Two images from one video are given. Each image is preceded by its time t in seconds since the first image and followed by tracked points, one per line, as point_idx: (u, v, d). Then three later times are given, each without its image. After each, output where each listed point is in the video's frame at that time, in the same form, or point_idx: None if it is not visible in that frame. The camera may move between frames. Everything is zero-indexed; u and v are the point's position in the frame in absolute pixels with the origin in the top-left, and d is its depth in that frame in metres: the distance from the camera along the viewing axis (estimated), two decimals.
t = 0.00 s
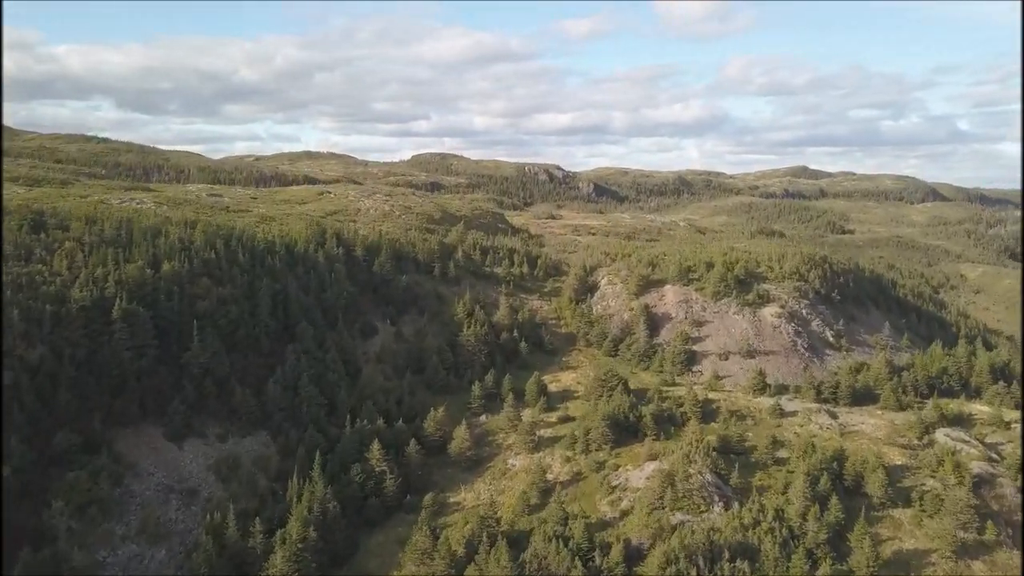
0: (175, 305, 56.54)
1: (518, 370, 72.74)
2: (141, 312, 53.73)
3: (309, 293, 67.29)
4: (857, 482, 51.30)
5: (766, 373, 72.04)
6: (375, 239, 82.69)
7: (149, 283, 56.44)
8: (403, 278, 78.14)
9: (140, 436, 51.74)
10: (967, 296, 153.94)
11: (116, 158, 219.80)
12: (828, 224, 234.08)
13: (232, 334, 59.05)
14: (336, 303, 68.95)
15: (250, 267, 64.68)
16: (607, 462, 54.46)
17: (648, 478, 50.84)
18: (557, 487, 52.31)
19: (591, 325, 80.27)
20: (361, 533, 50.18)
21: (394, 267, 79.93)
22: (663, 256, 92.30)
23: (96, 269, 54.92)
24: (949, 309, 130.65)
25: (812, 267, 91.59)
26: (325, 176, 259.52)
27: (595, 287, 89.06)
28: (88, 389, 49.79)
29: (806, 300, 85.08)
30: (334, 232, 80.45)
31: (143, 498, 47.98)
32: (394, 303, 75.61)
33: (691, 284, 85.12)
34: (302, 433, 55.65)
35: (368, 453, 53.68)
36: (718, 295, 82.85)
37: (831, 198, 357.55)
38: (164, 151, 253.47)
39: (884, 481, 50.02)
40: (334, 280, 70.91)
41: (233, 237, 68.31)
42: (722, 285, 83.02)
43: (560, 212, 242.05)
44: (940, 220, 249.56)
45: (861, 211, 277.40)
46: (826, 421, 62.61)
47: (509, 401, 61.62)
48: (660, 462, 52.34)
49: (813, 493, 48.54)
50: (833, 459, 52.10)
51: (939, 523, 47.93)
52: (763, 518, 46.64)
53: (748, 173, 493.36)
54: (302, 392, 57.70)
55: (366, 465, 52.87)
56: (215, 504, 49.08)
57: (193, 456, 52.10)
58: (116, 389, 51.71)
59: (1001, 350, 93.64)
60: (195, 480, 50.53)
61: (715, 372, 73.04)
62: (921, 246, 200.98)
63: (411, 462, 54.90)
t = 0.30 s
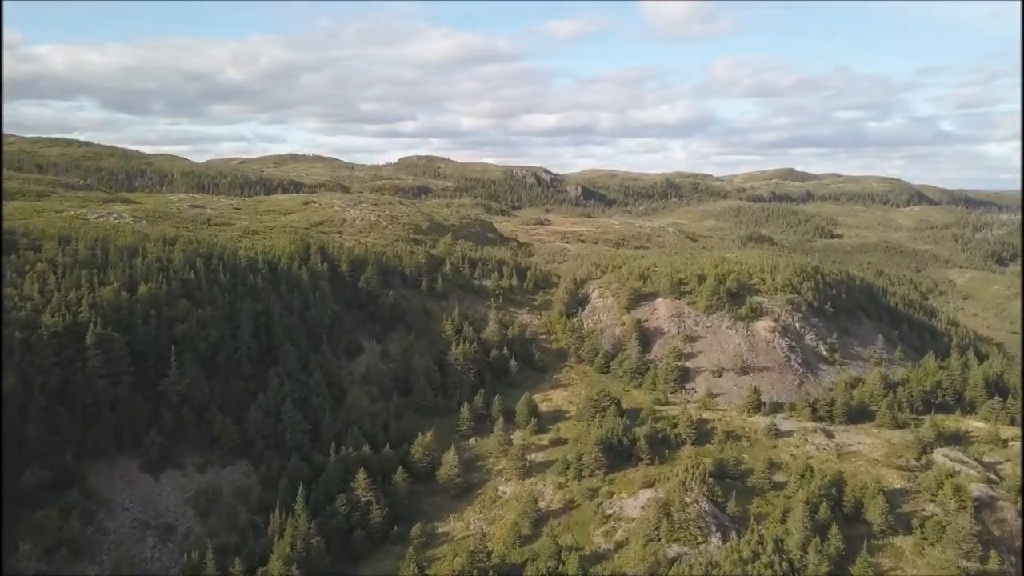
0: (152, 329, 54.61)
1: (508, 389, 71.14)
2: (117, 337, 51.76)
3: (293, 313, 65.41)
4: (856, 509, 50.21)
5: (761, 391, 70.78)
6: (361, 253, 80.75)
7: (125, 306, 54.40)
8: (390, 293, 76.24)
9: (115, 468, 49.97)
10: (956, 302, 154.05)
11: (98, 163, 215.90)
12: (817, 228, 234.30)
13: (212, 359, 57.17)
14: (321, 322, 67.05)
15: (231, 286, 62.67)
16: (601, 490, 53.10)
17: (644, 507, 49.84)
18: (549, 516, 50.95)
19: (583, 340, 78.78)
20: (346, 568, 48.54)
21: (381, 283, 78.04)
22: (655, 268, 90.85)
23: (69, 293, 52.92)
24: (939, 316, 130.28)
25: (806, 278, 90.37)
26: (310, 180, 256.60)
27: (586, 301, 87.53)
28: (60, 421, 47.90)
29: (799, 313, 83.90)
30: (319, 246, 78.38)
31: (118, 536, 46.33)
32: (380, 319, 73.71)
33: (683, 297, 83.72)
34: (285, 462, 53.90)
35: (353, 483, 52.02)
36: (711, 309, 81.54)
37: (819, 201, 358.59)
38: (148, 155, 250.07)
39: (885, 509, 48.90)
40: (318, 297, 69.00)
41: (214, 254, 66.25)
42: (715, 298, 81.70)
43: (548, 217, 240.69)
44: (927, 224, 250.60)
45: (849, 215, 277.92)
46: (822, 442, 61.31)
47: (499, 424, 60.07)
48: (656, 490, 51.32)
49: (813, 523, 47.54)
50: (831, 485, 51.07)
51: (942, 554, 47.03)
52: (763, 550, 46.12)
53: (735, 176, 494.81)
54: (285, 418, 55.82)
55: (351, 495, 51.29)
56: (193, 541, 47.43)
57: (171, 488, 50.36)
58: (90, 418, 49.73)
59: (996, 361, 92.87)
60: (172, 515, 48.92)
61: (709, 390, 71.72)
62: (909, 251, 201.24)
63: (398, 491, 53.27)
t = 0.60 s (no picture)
0: (127, 355, 52.44)
1: (496, 409, 69.47)
2: (90, 365, 49.44)
3: (274, 333, 63.28)
4: (855, 537, 49.22)
5: (754, 409, 69.47)
6: (345, 268, 78.63)
7: (99, 331, 52.10)
8: (375, 310, 74.18)
9: (87, 503, 47.97)
10: (942, 308, 154.46)
11: (77, 167, 211.37)
12: (804, 233, 234.80)
13: (190, 385, 55.06)
14: (304, 342, 64.99)
15: (210, 307, 60.43)
16: (595, 519, 51.63)
17: (639, 537, 48.47)
18: (540, 548, 49.47)
19: (573, 357, 77.29)
20: None
21: (366, 298, 75.95)
22: (646, 280, 89.42)
23: (39, 318, 50.70)
24: (928, 324, 130.10)
25: (797, 289, 89.16)
26: (295, 184, 253.43)
27: (575, 314, 85.93)
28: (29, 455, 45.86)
29: (792, 326, 82.62)
30: (302, 261, 76.16)
31: None
32: (366, 337, 71.64)
33: (675, 311, 82.37)
34: (266, 493, 51.95)
35: (337, 514, 50.20)
36: (703, 323, 80.22)
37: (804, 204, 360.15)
38: (128, 159, 245.90)
39: (884, 538, 47.90)
40: (301, 316, 66.86)
41: (193, 272, 63.86)
42: (706, 313, 80.39)
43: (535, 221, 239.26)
44: (912, 227, 252.05)
45: (834, 219, 278.94)
46: (817, 463, 60.07)
47: (488, 449, 58.42)
48: (651, 519, 49.95)
49: (812, 555, 46.58)
50: (829, 512, 50.01)
51: None
52: None
53: (721, 179, 496.55)
54: (267, 446, 53.69)
55: (336, 528, 49.49)
56: None
57: (145, 524, 48.55)
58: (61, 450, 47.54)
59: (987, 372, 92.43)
60: (146, 553, 47.24)
61: (701, 409, 70.34)
62: (896, 255, 201.92)
63: (384, 522, 51.50)
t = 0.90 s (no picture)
0: (100, 384, 50.26)
1: (486, 430, 67.80)
2: (60, 396, 47.20)
3: (255, 355, 61.11)
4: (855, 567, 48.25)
5: (748, 428, 68.25)
6: (330, 282, 76.40)
7: (70, 358, 49.79)
8: (361, 327, 72.08)
9: (58, 542, 45.90)
10: (930, 314, 154.58)
11: (55, 170, 206.89)
12: (791, 238, 235.02)
13: (166, 413, 52.96)
14: (286, 364, 62.90)
15: (188, 329, 58.15)
16: (588, 549, 50.33)
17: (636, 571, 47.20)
18: None
19: (563, 374, 75.73)
20: None
21: (351, 314, 73.79)
22: (636, 292, 87.87)
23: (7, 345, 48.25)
24: (917, 332, 129.84)
25: (790, 299, 87.54)
26: (280, 188, 249.98)
27: (565, 329, 84.28)
28: None
29: (786, 339, 80.98)
30: (285, 275, 73.83)
31: None
32: (351, 356, 69.55)
33: (666, 325, 80.91)
34: (247, 525, 50.01)
35: (321, 548, 48.47)
36: (695, 338, 78.79)
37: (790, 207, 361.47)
38: (109, 163, 241.59)
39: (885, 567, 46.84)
40: (284, 336, 64.65)
41: (170, 292, 61.50)
42: (699, 327, 78.95)
43: (523, 226, 237.55)
44: (898, 231, 253.16)
45: (821, 222, 279.73)
46: (814, 485, 58.87)
47: (478, 474, 56.76)
48: (646, 550, 48.68)
49: None
50: (828, 541, 48.96)
51: None
52: None
53: (707, 181, 497.67)
54: (247, 475, 51.66)
55: (319, 563, 47.83)
56: None
57: (119, 562, 46.62)
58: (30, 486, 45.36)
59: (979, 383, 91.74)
60: None
61: (695, 428, 69.01)
62: (883, 260, 202.32)
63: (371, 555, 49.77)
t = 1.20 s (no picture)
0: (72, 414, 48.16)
1: (475, 451, 66.16)
2: (30, 430, 44.99)
3: (236, 378, 58.96)
4: None
5: (742, 448, 67.09)
6: (313, 298, 74.20)
7: (41, 388, 47.61)
8: (346, 345, 70.02)
9: None
10: (919, 320, 154.42)
11: (34, 175, 202.33)
12: (778, 243, 235.02)
13: (142, 443, 50.84)
14: (268, 386, 60.82)
15: (165, 352, 55.93)
16: None
17: None
18: None
19: (554, 391, 74.17)
20: None
21: (336, 332, 71.65)
22: (627, 305, 86.29)
23: None
24: (907, 339, 129.36)
25: (784, 310, 85.62)
26: (264, 192, 246.60)
27: (555, 343, 82.61)
28: None
29: (779, 353, 79.32)
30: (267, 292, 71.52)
31: None
32: (336, 376, 67.51)
33: (658, 340, 79.43)
34: (227, 560, 48.09)
35: None
36: (687, 353, 77.39)
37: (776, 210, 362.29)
38: (89, 167, 237.20)
39: None
40: (266, 357, 62.50)
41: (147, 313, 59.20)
42: (691, 341, 77.51)
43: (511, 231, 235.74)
44: (885, 235, 253.89)
45: (808, 226, 280.07)
46: (810, 508, 57.68)
47: (467, 502, 55.14)
48: None
49: None
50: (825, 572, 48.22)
51: None
52: None
53: (693, 183, 498.80)
54: (227, 507, 49.73)
55: None
56: None
57: None
58: None
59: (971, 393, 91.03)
60: None
61: (688, 448, 67.73)
62: (871, 265, 202.43)
63: None
